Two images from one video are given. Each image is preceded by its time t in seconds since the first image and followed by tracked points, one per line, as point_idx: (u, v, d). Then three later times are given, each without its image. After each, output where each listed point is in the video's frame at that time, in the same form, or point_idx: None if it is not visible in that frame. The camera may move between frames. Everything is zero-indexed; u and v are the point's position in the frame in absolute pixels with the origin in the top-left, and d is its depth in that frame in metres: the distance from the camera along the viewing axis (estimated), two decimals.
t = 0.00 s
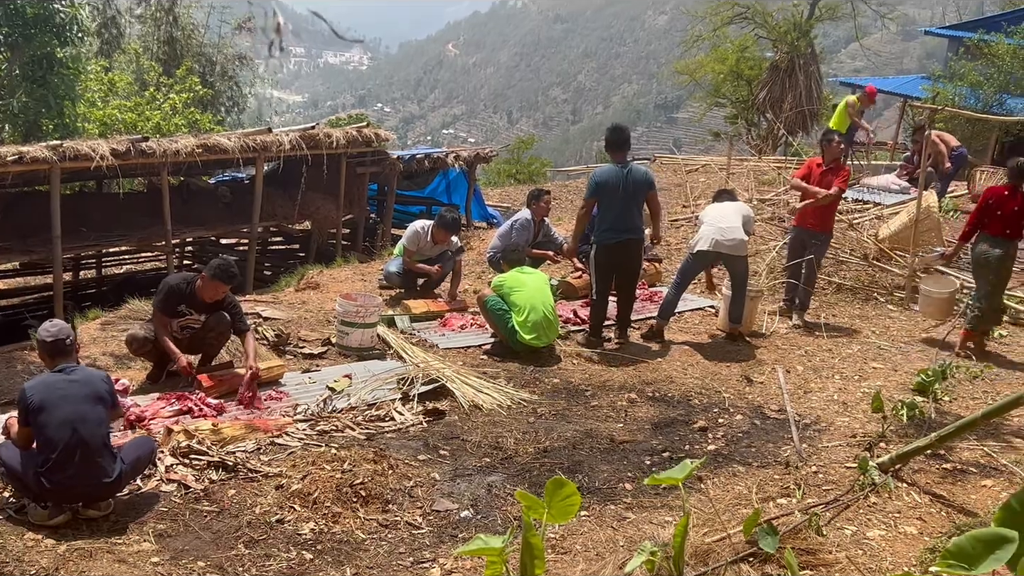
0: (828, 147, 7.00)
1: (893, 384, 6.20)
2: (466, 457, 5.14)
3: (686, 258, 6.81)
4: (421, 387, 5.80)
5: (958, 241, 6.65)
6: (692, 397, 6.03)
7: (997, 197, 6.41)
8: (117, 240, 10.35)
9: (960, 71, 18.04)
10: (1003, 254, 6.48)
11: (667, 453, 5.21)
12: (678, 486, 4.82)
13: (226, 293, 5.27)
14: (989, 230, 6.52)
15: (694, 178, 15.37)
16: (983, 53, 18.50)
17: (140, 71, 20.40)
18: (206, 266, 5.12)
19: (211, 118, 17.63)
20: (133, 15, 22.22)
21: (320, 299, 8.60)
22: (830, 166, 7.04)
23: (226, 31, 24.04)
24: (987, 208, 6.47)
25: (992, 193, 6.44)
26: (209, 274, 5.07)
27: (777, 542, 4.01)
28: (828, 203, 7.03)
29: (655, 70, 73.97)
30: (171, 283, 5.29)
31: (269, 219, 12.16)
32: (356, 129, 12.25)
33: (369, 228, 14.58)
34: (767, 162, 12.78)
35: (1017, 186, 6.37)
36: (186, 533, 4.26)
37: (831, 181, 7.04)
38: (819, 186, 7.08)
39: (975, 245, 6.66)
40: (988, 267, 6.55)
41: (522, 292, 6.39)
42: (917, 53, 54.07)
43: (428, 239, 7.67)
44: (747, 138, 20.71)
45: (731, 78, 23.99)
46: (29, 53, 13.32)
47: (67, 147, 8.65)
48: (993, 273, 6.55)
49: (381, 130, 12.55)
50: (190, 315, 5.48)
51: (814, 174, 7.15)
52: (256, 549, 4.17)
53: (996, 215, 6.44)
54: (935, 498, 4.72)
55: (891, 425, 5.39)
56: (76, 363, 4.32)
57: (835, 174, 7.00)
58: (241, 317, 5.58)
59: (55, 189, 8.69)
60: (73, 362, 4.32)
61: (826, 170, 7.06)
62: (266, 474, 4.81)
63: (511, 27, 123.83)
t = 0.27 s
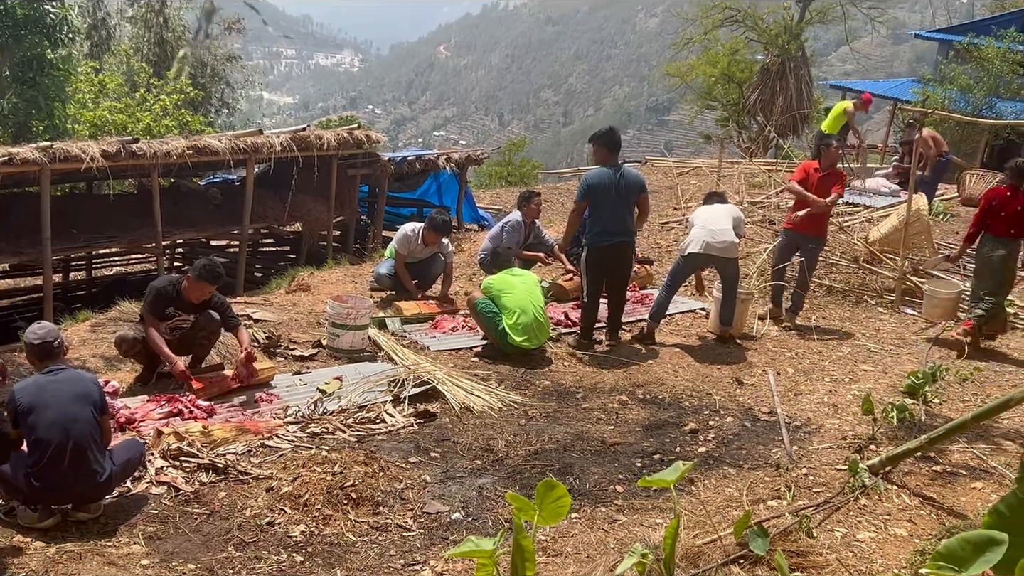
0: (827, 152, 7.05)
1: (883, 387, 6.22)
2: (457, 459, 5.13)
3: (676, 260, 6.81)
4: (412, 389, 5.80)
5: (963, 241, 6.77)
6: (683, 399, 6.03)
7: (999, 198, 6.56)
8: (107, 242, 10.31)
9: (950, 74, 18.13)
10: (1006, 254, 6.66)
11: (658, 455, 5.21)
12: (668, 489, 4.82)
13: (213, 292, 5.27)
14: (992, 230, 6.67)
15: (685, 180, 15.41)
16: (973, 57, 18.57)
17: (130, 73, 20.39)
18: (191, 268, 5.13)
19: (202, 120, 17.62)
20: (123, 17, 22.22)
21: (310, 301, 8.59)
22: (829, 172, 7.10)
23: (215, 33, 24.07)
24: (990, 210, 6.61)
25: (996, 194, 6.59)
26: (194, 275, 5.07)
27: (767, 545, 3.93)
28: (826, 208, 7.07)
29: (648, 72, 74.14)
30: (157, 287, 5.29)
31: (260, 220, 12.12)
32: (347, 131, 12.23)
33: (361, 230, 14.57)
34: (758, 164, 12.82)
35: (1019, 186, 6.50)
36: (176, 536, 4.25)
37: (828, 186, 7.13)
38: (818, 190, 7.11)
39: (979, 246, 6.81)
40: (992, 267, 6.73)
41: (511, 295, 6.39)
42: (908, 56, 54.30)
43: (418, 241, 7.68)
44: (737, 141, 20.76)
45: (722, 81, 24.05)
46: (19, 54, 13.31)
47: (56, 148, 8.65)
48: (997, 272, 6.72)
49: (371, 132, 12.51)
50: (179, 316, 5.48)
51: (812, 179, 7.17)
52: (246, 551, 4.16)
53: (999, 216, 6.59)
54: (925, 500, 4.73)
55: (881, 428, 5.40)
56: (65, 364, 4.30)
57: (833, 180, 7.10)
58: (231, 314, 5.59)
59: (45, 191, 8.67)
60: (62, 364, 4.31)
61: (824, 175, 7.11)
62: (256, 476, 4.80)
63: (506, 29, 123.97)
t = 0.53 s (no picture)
0: (823, 156, 7.05)
1: (875, 389, 6.23)
2: (449, 461, 5.13)
3: (669, 262, 6.82)
4: (405, 391, 5.79)
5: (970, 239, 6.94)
6: (676, 401, 6.04)
7: (1006, 196, 6.67)
8: (99, 243, 10.29)
9: (941, 77, 18.19)
10: (1015, 253, 6.76)
11: (651, 457, 5.21)
12: (660, 491, 4.82)
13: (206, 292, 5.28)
14: (1000, 228, 6.82)
15: (678, 182, 15.44)
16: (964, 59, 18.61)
17: (122, 74, 20.36)
18: (181, 273, 5.11)
19: (195, 122, 17.61)
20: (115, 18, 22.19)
21: (303, 303, 8.58)
22: (825, 175, 7.12)
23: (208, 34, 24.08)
24: (997, 207, 6.75)
25: (1002, 193, 6.70)
26: (187, 277, 5.06)
27: (759, 547, 3.92)
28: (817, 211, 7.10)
29: (643, 74, 74.24)
30: (148, 296, 5.24)
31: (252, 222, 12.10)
32: (340, 133, 12.22)
33: (354, 232, 14.56)
34: (750, 167, 12.85)
35: None
36: (168, 538, 4.24)
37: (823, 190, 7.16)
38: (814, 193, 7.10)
39: (988, 244, 6.96)
40: (999, 265, 6.84)
41: (504, 297, 6.40)
42: (902, 59, 54.47)
43: (411, 242, 7.68)
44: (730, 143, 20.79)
45: (715, 83, 24.09)
46: (12, 55, 13.30)
47: (48, 150, 8.65)
48: (1006, 269, 6.82)
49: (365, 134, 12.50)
50: (173, 320, 5.45)
51: (808, 182, 7.16)
52: (238, 553, 4.16)
53: (1006, 213, 6.73)
54: (917, 502, 4.74)
55: (874, 430, 5.41)
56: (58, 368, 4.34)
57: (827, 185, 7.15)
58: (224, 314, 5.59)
59: (37, 192, 8.66)
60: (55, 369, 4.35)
61: (820, 179, 7.12)
62: (249, 477, 4.79)
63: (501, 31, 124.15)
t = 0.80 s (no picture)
0: (814, 157, 7.05)
1: (869, 391, 6.24)
2: (443, 462, 5.13)
3: (668, 266, 6.84)
4: (399, 392, 5.80)
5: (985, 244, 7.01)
6: (670, 402, 6.04)
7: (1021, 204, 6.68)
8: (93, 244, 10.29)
9: (935, 80, 18.24)
10: None
11: (645, 458, 5.21)
12: (654, 492, 4.83)
13: (207, 297, 5.28)
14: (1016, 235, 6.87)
15: (673, 184, 15.46)
16: (958, 62, 18.66)
17: (117, 74, 20.36)
18: (181, 279, 5.12)
19: (189, 122, 17.60)
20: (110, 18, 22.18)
21: (297, 304, 8.58)
22: (818, 177, 7.11)
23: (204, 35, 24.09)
24: (1014, 215, 6.77)
25: (1017, 200, 6.72)
26: (189, 284, 5.07)
27: (752, 548, 3.91)
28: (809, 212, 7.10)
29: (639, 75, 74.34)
30: (147, 303, 5.22)
31: (247, 222, 12.09)
32: (334, 134, 12.20)
33: (348, 233, 14.56)
34: (745, 169, 12.87)
35: None
36: (162, 539, 4.23)
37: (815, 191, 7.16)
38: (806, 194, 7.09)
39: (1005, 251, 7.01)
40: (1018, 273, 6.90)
41: (498, 298, 6.39)
42: (897, 61, 54.63)
43: (406, 244, 7.69)
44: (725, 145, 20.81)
45: (709, 85, 24.12)
46: (6, 55, 13.29)
47: (42, 150, 8.65)
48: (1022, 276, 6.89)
49: (359, 135, 12.47)
50: (171, 323, 5.44)
51: (802, 184, 7.14)
52: (231, 554, 4.15)
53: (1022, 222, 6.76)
54: (910, 504, 4.74)
55: (867, 432, 5.42)
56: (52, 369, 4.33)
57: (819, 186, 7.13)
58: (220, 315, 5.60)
59: (31, 193, 8.65)
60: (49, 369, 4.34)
61: (812, 181, 7.11)
62: (242, 479, 4.79)
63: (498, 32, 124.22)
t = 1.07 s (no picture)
0: (799, 157, 7.06)
1: (863, 392, 6.25)
2: (438, 463, 5.12)
3: (667, 268, 6.84)
4: (393, 393, 5.79)
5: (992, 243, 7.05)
6: (664, 404, 6.05)
7: None
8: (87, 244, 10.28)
9: (930, 82, 18.29)
10: None
11: (639, 460, 5.21)
12: (648, 493, 4.83)
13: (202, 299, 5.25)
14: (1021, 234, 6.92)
15: (667, 185, 15.48)
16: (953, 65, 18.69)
17: (111, 74, 20.33)
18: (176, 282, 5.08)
19: (184, 122, 17.57)
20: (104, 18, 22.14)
21: (291, 304, 8.57)
22: (805, 176, 7.11)
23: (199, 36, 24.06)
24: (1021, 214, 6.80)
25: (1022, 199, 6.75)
26: (185, 287, 5.03)
27: (746, 549, 3.92)
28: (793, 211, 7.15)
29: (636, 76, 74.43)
30: (142, 304, 5.14)
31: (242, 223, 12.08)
32: (329, 134, 12.20)
33: (343, 233, 14.55)
34: (740, 170, 12.89)
35: None
36: (155, 540, 4.23)
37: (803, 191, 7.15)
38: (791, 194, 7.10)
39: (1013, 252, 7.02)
40: None
41: (491, 299, 6.40)
42: (891, 64, 54.80)
43: (401, 245, 7.69)
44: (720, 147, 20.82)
45: (705, 87, 24.14)
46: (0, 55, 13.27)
47: (37, 150, 8.64)
48: None
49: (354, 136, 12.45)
50: (167, 325, 5.38)
51: (790, 185, 7.13)
52: (225, 555, 4.15)
53: None
54: (903, 506, 4.75)
55: (861, 434, 5.43)
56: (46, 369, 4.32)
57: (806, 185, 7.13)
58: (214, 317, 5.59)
59: (24, 193, 8.63)
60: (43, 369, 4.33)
61: (799, 180, 7.11)
62: (236, 480, 4.78)
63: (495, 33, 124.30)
